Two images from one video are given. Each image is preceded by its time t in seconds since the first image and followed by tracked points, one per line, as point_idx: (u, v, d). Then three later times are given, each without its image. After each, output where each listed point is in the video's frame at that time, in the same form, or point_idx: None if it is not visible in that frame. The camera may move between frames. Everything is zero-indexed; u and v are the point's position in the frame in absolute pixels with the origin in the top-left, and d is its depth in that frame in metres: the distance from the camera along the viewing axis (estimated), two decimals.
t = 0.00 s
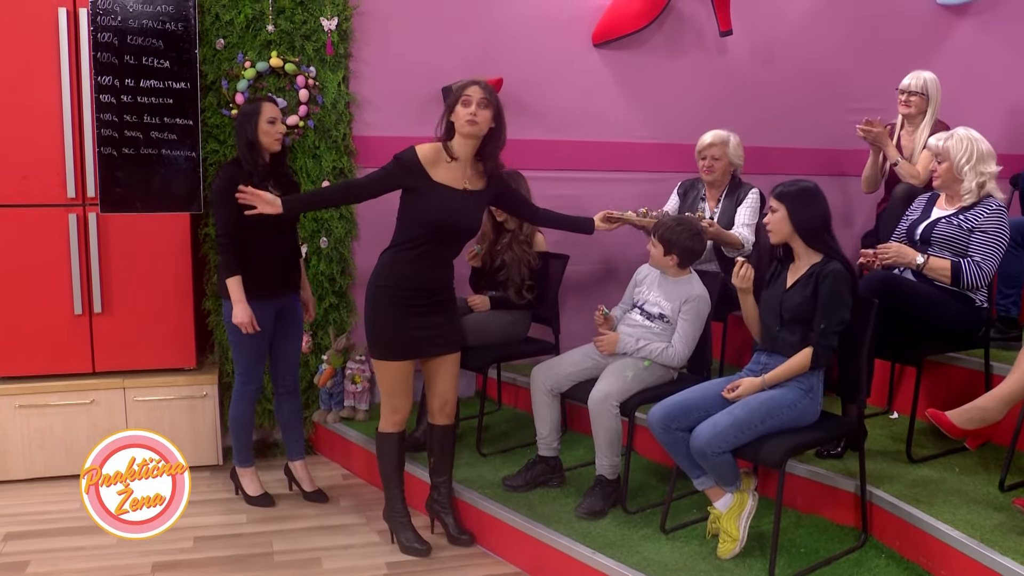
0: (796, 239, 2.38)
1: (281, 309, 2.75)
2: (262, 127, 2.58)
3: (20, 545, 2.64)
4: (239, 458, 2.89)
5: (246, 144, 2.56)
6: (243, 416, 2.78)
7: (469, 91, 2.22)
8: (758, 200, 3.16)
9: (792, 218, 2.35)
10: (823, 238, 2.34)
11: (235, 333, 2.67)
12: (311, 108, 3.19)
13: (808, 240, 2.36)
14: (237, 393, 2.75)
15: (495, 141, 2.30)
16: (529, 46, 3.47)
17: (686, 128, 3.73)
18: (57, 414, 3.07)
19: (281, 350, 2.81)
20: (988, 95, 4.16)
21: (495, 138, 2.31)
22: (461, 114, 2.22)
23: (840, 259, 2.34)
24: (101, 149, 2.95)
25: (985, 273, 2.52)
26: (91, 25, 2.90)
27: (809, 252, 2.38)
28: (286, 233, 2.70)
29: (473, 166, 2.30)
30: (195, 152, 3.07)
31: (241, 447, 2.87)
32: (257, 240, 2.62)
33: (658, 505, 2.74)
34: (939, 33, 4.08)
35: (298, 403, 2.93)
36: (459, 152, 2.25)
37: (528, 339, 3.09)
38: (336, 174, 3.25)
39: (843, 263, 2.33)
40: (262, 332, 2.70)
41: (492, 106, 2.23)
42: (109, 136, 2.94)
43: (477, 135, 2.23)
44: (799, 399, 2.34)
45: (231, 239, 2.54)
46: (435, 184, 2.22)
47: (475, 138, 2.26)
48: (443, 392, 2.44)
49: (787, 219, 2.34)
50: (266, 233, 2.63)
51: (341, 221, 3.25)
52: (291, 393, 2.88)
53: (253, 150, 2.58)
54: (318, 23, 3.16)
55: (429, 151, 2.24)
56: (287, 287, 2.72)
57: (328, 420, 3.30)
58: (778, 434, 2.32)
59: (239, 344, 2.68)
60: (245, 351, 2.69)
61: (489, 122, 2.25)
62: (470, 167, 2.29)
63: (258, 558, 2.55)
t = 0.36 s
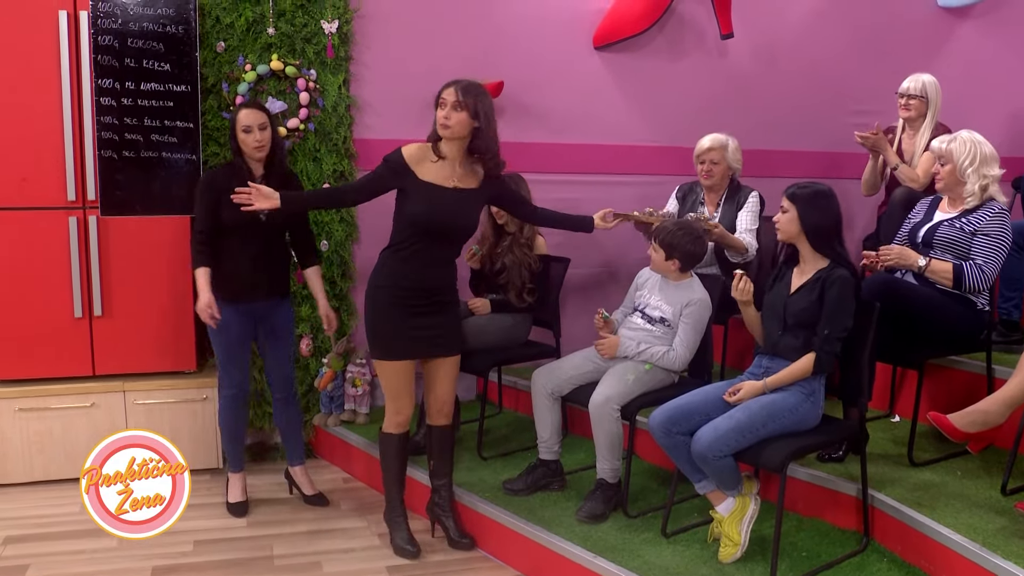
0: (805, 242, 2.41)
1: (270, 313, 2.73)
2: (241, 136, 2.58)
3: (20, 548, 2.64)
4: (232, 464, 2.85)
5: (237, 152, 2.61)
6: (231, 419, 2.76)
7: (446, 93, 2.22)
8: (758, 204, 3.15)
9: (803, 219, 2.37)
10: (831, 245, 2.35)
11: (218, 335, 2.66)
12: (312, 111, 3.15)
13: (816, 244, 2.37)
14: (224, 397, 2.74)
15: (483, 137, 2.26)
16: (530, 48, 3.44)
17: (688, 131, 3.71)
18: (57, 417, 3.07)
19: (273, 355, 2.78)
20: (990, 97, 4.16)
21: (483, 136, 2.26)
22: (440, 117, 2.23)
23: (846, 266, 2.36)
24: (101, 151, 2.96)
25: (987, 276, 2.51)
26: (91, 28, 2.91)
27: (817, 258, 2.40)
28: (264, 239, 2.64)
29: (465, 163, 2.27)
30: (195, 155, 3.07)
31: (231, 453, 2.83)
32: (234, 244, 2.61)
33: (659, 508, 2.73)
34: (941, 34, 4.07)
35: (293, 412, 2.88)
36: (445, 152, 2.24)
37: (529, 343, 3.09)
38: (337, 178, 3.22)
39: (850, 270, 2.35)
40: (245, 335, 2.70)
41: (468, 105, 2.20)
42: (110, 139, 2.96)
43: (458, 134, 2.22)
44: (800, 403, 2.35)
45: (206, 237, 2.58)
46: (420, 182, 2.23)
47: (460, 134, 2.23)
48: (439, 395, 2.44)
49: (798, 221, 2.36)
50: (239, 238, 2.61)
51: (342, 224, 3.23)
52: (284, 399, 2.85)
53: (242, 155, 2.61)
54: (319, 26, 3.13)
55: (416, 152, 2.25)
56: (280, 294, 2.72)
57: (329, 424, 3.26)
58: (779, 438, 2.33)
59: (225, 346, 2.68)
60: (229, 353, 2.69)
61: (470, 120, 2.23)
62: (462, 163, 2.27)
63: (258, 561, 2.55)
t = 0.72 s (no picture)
0: (813, 245, 2.44)
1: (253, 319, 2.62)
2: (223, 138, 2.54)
3: (24, 548, 2.65)
4: (232, 465, 2.83)
5: (216, 159, 2.57)
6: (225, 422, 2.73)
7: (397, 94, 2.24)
8: (763, 204, 3.10)
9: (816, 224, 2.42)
10: (842, 249, 2.38)
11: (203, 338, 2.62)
12: (316, 111, 3.14)
13: (824, 249, 2.41)
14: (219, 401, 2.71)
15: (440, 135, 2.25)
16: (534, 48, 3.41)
17: (691, 131, 3.69)
18: (60, 417, 3.07)
19: (253, 362, 2.65)
20: (993, 98, 4.16)
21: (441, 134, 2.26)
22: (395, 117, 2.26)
23: (856, 272, 2.38)
24: (105, 152, 2.98)
25: (990, 277, 2.51)
26: (95, 29, 2.92)
27: (827, 262, 2.43)
28: (231, 246, 2.55)
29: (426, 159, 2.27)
30: (199, 155, 3.08)
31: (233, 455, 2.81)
32: (203, 251, 2.57)
33: (662, 509, 2.74)
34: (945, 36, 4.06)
35: (269, 424, 2.70)
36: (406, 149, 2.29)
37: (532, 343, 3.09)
38: (340, 178, 3.20)
39: (860, 276, 2.37)
40: (231, 340, 2.64)
41: (415, 107, 2.21)
42: (113, 139, 2.98)
43: (412, 136, 2.25)
44: (804, 404, 2.36)
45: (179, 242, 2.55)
46: (382, 180, 2.29)
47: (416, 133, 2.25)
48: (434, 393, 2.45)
49: (809, 224, 2.40)
50: (208, 245, 2.56)
51: (345, 225, 3.19)
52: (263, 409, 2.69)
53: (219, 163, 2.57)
54: (323, 26, 3.12)
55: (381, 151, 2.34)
56: (268, 303, 2.61)
57: (331, 424, 3.22)
58: (781, 439, 2.34)
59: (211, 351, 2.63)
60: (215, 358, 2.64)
61: (423, 120, 2.23)
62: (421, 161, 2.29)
63: (261, 561, 2.55)
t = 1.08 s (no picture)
0: (827, 246, 2.44)
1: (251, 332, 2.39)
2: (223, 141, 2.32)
3: (38, 544, 2.67)
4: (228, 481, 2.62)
5: (210, 162, 2.34)
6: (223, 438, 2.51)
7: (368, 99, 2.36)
8: (775, 206, 3.10)
9: (830, 224, 2.40)
10: (854, 250, 2.38)
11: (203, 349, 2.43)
12: (327, 111, 3.14)
13: (837, 250, 2.41)
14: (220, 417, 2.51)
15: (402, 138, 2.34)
16: (545, 48, 3.38)
17: (703, 131, 3.67)
18: (72, 415, 3.09)
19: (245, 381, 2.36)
20: (1005, 99, 4.14)
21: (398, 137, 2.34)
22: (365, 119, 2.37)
23: (868, 272, 2.39)
24: (118, 152, 2.99)
25: (1003, 278, 2.51)
26: (108, 29, 2.93)
27: (838, 262, 2.44)
28: (234, 258, 2.34)
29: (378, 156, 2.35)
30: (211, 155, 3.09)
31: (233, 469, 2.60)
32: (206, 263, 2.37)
33: (672, 509, 2.74)
34: (957, 36, 4.05)
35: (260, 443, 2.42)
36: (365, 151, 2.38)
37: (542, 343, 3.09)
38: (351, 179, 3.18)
39: (872, 276, 2.38)
40: (229, 355, 2.41)
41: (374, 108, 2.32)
42: (126, 139, 2.99)
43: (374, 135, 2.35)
44: (814, 405, 2.37)
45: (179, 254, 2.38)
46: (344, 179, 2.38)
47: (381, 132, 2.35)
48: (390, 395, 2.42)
49: (824, 226, 2.39)
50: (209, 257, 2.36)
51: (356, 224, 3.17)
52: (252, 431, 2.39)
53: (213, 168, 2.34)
54: (334, 26, 3.12)
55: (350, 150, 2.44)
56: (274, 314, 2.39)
57: (341, 423, 3.22)
58: (792, 440, 2.36)
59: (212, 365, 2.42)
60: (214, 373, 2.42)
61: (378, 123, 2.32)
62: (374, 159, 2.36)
63: (272, 560, 2.56)
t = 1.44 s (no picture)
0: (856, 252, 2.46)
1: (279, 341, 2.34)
2: (268, 140, 2.26)
3: (76, 541, 2.72)
4: (235, 515, 2.41)
5: (249, 161, 2.25)
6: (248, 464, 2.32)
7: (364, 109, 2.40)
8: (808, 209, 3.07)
9: (859, 230, 2.41)
10: (885, 255, 2.41)
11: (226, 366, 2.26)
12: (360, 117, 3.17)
13: (867, 256, 2.43)
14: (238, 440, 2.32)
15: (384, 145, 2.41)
16: (576, 54, 3.40)
17: (733, 136, 3.67)
18: (108, 415, 3.14)
19: (288, 390, 2.38)
20: None
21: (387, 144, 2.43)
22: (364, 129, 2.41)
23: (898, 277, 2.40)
24: (154, 157, 3.05)
25: None
26: (146, 36, 2.99)
27: (868, 267, 2.45)
28: (279, 264, 2.30)
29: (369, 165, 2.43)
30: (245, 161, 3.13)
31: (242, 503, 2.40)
32: (241, 268, 2.28)
33: (702, 513, 2.76)
34: (989, 40, 4.03)
35: (294, 454, 2.44)
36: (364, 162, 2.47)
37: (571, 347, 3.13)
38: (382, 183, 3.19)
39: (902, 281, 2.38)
40: (260, 372, 2.28)
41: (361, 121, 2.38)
42: (163, 144, 3.04)
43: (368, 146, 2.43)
44: (845, 411, 2.39)
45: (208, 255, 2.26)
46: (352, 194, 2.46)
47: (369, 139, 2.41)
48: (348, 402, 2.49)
49: (853, 232, 2.40)
50: (248, 261, 2.28)
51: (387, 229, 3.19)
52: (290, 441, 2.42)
53: (256, 169, 2.25)
54: (367, 33, 3.15)
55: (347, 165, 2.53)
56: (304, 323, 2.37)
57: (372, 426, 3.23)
58: (822, 445, 2.37)
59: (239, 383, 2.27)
60: (243, 392, 2.27)
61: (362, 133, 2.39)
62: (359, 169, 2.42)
63: (304, 560, 2.59)
